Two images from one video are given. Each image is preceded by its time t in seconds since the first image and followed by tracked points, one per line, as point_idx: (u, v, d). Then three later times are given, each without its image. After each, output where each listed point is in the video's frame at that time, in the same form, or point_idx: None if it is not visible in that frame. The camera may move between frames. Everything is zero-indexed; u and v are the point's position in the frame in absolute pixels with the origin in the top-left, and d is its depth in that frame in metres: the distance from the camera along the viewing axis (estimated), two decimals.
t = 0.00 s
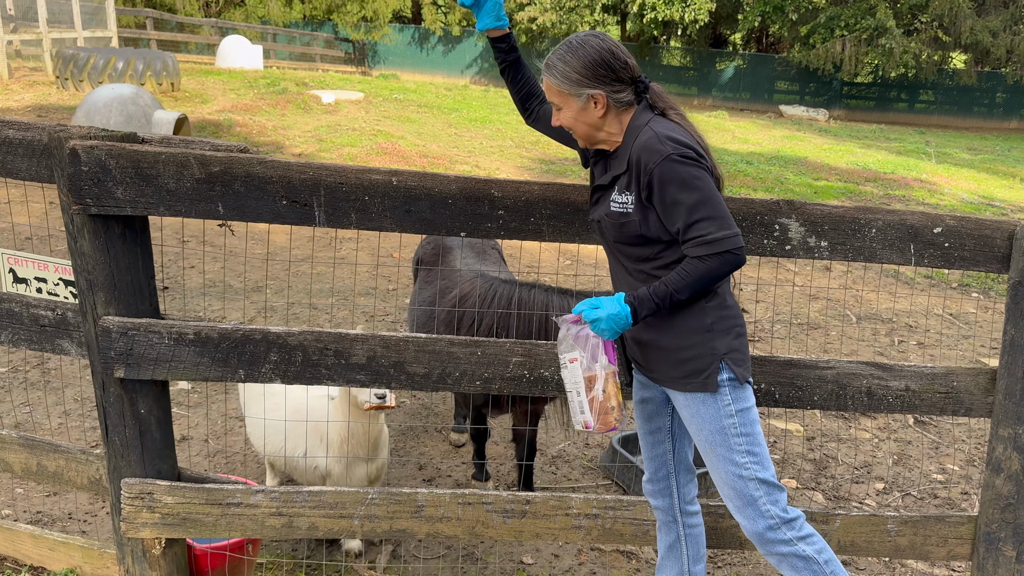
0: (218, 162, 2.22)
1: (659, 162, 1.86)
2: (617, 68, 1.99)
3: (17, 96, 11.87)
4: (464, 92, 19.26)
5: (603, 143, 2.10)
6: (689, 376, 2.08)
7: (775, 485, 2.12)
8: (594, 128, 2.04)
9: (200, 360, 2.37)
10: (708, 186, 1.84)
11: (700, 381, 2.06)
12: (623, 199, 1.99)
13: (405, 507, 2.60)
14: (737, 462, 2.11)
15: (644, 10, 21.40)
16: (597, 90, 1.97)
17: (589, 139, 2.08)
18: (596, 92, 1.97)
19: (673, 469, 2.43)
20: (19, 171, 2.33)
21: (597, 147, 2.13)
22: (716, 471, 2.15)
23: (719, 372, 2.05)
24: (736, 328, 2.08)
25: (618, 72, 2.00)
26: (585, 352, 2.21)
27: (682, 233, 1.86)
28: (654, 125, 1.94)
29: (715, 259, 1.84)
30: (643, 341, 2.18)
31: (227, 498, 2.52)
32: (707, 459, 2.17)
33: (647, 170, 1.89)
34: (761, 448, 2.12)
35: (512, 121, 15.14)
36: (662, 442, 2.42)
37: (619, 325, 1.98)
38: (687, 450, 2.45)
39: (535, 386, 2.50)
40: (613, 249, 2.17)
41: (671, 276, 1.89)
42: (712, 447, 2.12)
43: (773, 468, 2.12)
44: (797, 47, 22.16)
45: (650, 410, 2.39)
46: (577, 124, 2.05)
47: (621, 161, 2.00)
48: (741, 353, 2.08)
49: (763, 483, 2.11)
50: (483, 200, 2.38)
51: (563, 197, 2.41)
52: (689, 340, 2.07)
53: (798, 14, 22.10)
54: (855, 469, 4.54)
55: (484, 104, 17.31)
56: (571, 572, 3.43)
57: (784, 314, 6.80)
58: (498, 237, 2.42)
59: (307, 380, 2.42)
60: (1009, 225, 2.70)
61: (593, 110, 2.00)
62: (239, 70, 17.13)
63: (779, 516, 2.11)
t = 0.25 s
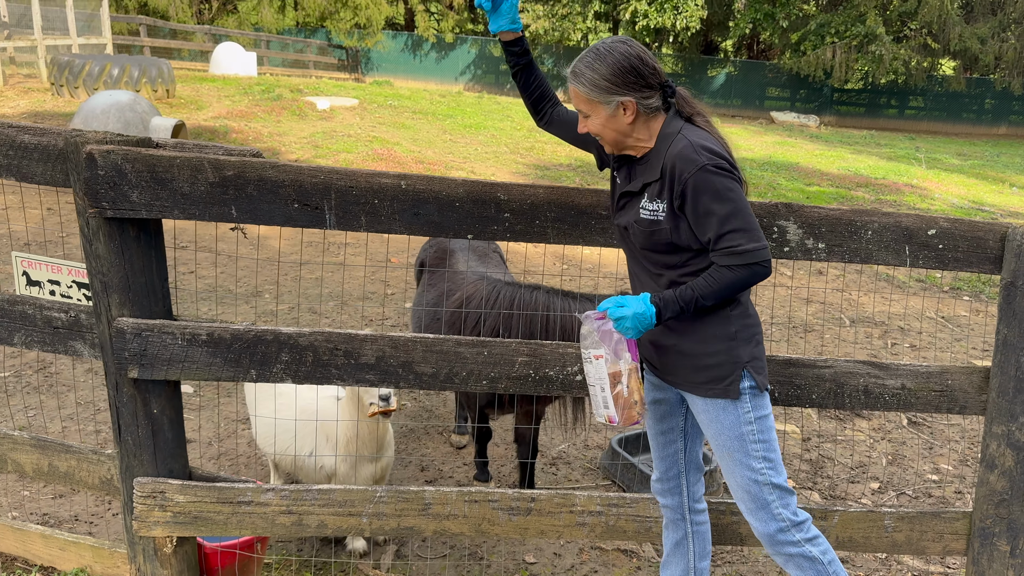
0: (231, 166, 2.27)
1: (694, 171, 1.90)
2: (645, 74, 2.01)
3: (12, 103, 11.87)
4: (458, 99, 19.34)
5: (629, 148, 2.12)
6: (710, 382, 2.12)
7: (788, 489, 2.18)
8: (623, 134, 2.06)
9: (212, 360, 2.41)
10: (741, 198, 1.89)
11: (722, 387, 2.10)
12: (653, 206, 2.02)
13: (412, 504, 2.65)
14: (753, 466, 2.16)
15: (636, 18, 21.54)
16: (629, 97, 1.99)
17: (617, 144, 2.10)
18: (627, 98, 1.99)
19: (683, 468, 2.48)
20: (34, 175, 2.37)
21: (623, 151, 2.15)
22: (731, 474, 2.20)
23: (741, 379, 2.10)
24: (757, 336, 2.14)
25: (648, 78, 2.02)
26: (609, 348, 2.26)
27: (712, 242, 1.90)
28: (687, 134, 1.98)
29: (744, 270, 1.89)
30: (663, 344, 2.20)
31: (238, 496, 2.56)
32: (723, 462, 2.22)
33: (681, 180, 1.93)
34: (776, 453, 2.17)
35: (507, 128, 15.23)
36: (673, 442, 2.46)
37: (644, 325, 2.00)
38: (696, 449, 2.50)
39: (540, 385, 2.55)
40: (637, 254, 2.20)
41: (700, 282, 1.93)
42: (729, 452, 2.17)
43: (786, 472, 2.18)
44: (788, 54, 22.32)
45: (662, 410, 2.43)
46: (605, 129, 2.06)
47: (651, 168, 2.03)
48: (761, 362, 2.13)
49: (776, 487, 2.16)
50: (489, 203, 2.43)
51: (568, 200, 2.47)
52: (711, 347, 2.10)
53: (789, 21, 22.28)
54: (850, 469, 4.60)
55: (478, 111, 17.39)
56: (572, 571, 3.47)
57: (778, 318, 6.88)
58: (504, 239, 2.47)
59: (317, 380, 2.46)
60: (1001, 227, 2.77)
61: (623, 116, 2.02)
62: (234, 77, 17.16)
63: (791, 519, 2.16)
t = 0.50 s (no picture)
0: (240, 169, 2.32)
1: (735, 181, 1.93)
2: (676, 84, 2.02)
3: (4, 109, 11.86)
4: (450, 104, 19.41)
5: (660, 156, 2.14)
6: (741, 391, 2.15)
7: (806, 496, 2.25)
8: (655, 143, 2.08)
9: (221, 360, 2.45)
10: (780, 208, 1.93)
11: (754, 396, 2.14)
12: (690, 213, 2.05)
13: (417, 502, 2.69)
14: (777, 474, 2.20)
15: (626, 23, 21.66)
16: (659, 107, 2.00)
17: (649, 153, 2.11)
18: (658, 109, 2.00)
19: (696, 470, 2.49)
20: (45, 178, 2.41)
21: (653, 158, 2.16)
22: (754, 479, 2.24)
23: (773, 389, 2.14)
24: (784, 344, 2.19)
25: (677, 86, 2.03)
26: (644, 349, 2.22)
27: (752, 250, 1.94)
28: (724, 142, 2.01)
29: (784, 278, 1.93)
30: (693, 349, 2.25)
31: (245, 495, 2.60)
32: (746, 468, 2.26)
33: (722, 188, 1.96)
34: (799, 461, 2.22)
35: (499, 133, 15.30)
36: (690, 445, 2.47)
37: (679, 326, 2.04)
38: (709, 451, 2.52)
39: (542, 384, 2.60)
40: (665, 260, 2.22)
41: (738, 289, 1.98)
42: (755, 459, 2.21)
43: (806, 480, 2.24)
44: (778, 60, 22.48)
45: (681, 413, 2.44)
46: (638, 139, 2.08)
47: (686, 176, 2.06)
48: (790, 372, 2.17)
49: (797, 494, 2.22)
50: (493, 205, 2.48)
51: (569, 202, 2.52)
52: (743, 356, 2.14)
53: (778, 26, 22.45)
54: (843, 467, 4.66)
55: (470, 116, 17.45)
56: (573, 569, 3.52)
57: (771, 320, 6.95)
58: (507, 240, 2.52)
59: (325, 379, 2.51)
60: (991, 227, 2.84)
61: (654, 127, 2.04)
62: (226, 83, 17.17)
63: (809, 526, 2.22)
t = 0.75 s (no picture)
0: (241, 171, 2.35)
1: (799, 200, 1.90)
2: (736, 94, 1.97)
3: None
4: (440, 109, 19.46)
5: (712, 167, 2.09)
6: (782, 416, 2.14)
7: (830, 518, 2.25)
8: (708, 155, 2.03)
9: (222, 360, 2.47)
10: (839, 230, 1.90)
11: (796, 423, 2.12)
12: (745, 229, 2.00)
13: (416, 500, 2.72)
14: (807, 497, 2.20)
15: (615, 28, 21.78)
16: (716, 119, 1.96)
17: (700, 165, 2.06)
18: (715, 119, 1.95)
19: (716, 479, 2.47)
20: (46, 181, 2.43)
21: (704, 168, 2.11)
22: (782, 500, 2.24)
23: (814, 416, 2.13)
24: (823, 370, 2.18)
25: (737, 97, 1.98)
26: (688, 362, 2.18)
27: (808, 270, 1.92)
28: (784, 158, 1.98)
29: (838, 300, 1.92)
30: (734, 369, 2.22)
31: (246, 494, 2.62)
32: (776, 488, 2.26)
33: (781, 206, 1.93)
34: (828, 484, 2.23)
35: (490, 137, 15.35)
36: (712, 456, 2.43)
37: (723, 339, 2.00)
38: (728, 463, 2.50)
39: (539, 382, 2.64)
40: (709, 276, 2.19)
41: (788, 308, 1.95)
42: (788, 480, 2.20)
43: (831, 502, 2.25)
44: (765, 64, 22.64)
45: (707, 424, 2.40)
46: (691, 150, 2.02)
47: (741, 192, 2.02)
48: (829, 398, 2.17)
49: (822, 516, 2.22)
50: (491, 206, 2.52)
51: (566, 202, 2.56)
52: (787, 381, 2.12)
53: (765, 31, 22.61)
54: (835, 466, 4.72)
55: (460, 120, 17.50)
56: (569, 567, 3.54)
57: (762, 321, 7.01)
58: (505, 240, 2.56)
59: (324, 378, 2.53)
60: (978, 226, 2.89)
61: (709, 138, 1.99)
62: (216, 88, 17.17)
63: (828, 546, 2.23)
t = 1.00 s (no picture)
0: (234, 173, 2.36)
1: (877, 227, 1.83)
2: (818, 109, 1.92)
3: None
4: (429, 113, 19.48)
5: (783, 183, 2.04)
6: (830, 446, 2.06)
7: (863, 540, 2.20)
8: (778, 170, 1.98)
9: (214, 362, 2.48)
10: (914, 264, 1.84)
11: (846, 452, 2.05)
12: (816, 254, 1.94)
13: (409, 500, 2.73)
14: (845, 523, 2.13)
15: (602, 32, 21.86)
16: (792, 132, 1.91)
17: (768, 179, 2.01)
18: (792, 134, 1.91)
19: (733, 494, 2.36)
20: (38, 184, 2.43)
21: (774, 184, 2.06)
22: (818, 522, 2.17)
23: (866, 444, 2.06)
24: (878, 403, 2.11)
25: (818, 113, 1.93)
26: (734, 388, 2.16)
27: (873, 300, 1.85)
28: (863, 183, 1.92)
29: (902, 335, 1.85)
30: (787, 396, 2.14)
31: (239, 496, 2.62)
32: (812, 510, 2.18)
33: (858, 231, 1.86)
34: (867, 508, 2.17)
35: (478, 141, 15.38)
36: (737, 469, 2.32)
37: (767, 366, 1.97)
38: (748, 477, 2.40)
39: (531, 382, 2.66)
40: (767, 301, 2.12)
41: (842, 338, 1.92)
42: (830, 505, 2.12)
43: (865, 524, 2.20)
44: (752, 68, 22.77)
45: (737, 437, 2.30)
46: (763, 163, 1.98)
47: (816, 213, 1.96)
48: (881, 428, 2.10)
49: (858, 539, 2.16)
50: (482, 207, 2.54)
51: (557, 203, 2.58)
52: (841, 411, 2.04)
53: (751, 35, 22.75)
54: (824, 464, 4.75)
55: (449, 124, 17.52)
56: (562, 568, 3.56)
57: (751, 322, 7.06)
58: (497, 242, 2.58)
59: (317, 380, 2.54)
60: (963, 225, 2.93)
61: (782, 152, 1.94)
62: (204, 93, 17.14)
63: (856, 566, 2.17)
